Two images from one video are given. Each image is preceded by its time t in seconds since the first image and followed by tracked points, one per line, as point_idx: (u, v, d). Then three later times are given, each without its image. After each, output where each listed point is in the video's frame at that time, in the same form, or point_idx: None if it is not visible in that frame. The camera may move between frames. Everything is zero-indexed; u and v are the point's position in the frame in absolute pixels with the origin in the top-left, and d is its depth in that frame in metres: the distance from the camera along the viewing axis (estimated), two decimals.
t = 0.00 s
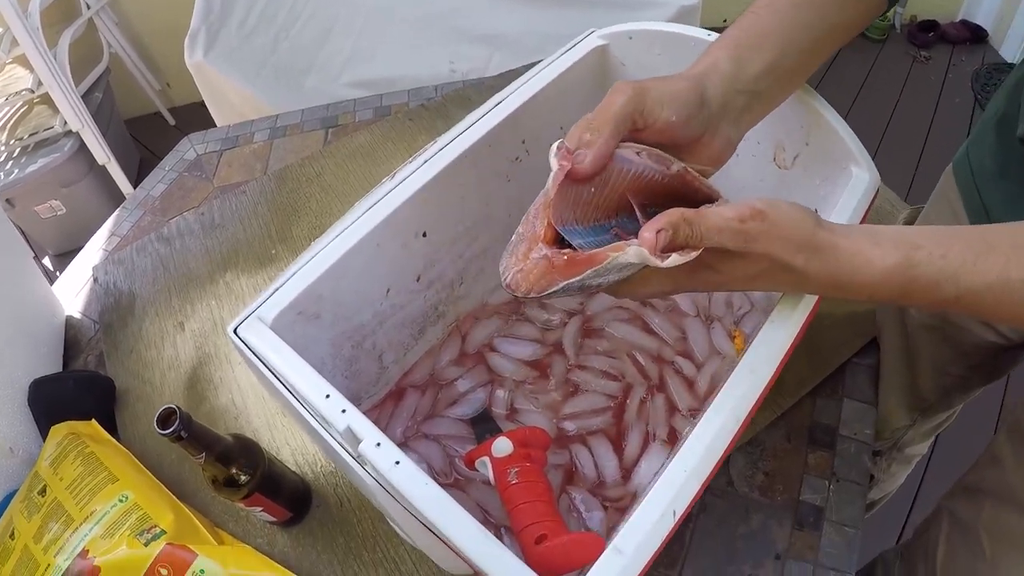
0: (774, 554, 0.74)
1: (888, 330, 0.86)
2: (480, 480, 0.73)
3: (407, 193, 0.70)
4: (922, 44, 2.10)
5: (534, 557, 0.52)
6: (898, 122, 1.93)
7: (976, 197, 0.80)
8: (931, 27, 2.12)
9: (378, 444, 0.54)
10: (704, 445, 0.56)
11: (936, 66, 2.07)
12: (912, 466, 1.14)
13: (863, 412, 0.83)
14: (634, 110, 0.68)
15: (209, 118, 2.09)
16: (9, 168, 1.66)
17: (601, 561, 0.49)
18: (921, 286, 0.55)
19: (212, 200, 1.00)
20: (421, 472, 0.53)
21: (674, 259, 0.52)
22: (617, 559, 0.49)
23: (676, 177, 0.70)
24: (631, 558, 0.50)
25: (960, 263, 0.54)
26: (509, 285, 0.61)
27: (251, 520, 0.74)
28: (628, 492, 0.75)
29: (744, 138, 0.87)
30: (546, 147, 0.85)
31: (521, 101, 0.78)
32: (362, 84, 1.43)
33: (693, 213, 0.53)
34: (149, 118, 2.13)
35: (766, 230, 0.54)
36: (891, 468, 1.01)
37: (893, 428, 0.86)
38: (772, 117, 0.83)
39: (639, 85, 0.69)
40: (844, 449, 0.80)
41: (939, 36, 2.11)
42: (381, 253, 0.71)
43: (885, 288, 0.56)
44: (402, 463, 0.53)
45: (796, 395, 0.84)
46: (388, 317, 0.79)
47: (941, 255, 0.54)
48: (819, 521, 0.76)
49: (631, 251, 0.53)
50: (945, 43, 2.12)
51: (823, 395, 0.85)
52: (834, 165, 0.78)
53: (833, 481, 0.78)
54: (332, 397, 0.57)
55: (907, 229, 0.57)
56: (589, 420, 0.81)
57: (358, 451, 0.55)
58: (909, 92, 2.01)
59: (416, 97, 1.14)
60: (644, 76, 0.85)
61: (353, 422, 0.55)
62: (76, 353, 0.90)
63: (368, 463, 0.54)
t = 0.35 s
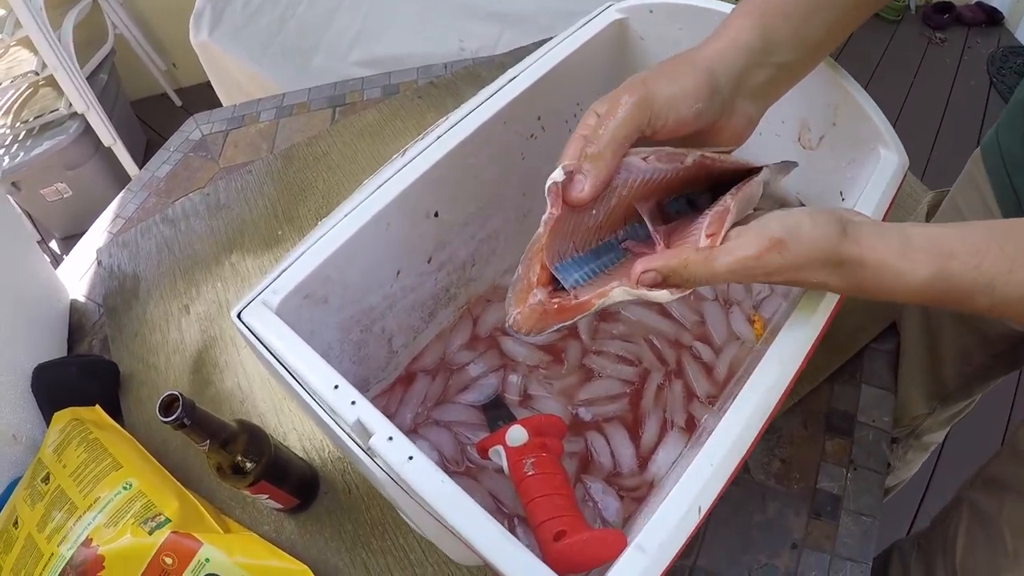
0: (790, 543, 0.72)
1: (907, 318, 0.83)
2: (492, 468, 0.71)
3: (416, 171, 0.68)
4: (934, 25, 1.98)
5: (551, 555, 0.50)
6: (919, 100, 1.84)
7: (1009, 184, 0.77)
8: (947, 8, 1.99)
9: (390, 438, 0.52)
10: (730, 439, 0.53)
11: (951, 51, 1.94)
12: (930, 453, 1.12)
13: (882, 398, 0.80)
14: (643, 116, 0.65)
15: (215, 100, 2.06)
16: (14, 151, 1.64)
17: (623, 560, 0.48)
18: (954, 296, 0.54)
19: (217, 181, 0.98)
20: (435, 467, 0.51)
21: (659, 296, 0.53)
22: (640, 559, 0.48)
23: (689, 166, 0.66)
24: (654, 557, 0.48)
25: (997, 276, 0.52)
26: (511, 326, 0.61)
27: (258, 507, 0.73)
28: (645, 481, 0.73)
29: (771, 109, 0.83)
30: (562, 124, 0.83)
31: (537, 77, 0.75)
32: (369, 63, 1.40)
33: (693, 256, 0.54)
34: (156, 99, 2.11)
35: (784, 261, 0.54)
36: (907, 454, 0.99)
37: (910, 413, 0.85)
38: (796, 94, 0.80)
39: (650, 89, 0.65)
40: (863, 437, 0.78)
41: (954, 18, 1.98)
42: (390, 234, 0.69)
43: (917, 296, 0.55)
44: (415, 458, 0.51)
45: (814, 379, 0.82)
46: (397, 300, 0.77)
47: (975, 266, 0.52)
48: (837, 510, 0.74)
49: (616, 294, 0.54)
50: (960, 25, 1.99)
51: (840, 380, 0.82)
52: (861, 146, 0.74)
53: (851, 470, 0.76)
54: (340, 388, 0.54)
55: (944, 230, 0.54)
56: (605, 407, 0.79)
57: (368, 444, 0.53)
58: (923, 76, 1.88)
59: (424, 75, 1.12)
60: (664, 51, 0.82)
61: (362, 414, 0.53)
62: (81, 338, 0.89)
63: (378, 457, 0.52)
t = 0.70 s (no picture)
0: (792, 535, 0.72)
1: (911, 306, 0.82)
2: (490, 459, 0.71)
3: (411, 158, 0.67)
4: (937, 11, 1.88)
5: (548, 548, 0.49)
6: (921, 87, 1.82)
7: (1017, 167, 0.76)
8: None
9: (382, 430, 0.51)
10: (732, 429, 0.52)
11: (953, 36, 1.85)
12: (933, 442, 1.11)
13: (885, 387, 0.79)
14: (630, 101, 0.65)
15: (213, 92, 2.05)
16: (11, 145, 1.63)
17: (621, 554, 0.47)
18: (964, 292, 0.54)
19: (213, 171, 0.97)
20: (429, 461, 0.50)
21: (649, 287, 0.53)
22: (640, 553, 0.47)
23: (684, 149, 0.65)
24: (653, 551, 0.47)
25: (1006, 274, 0.52)
26: (508, 320, 0.62)
27: (255, 500, 0.72)
28: (645, 471, 0.72)
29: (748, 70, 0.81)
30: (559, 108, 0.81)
31: (534, 61, 0.74)
32: (366, 51, 1.38)
33: (685, 246, 0.52)
34: (154, 92, 2.10)
35: (782, 255, 0.52)
36: (906, 443, 0.98)
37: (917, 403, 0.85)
38: (798, 76, 0.78)
39: (634, 74, 0.66)
40: (865, 426, 0.77)
41: (956, 4, 1.89)
42: (384, 222, 0.68)
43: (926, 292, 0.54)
44: (407, 451, 0.50)
45: (817, 367, 0.82)
46: (393, 290, 0.76)
47: (986, 262, 0.52)
48: (839, 500, 0.73)
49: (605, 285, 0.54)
50: (961, 10, 1.90)
51: (843, 369, 0.81)
52: (865, 129, 0.73)
53: (854, 459, 0.75)
54: (331, 378, 0.54)
55: (949, 226, 0.54)
56: (605, 397, 0.78)
57: (360, 436, 0.52)
58: (923, 67, 1.80)
59: (422, 62, 1.10)
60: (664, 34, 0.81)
61: (354, 406, 0.52)
62: (77, 331, 0.88)
63: (370, 450, 0.51)
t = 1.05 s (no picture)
0: (799, 532, 0.71)
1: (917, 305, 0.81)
2: (495, 456, 0.70)
3: (413, 152, 0.66)
4: (943, 7, 1.86)
5: (550, 544, 0.48)
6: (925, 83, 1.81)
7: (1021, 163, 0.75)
8: None
9: (380, 423, 0.51)
10: (737, 422, 0.52)
11: (958, 32, 1.84)
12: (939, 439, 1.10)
13: (892, 384, 0.78)
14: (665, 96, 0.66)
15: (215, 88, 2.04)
16: (13, 141, 1.62)
17: (623, 549, 0.47)
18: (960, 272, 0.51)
19: (215, 167, 0.96)
20: (427, 455, 0.49)
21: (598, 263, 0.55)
22: (643, 548, 0.47)
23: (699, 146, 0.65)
24: (656, 546, 0.47)
25: (1003, 247, 0.49)
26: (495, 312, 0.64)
27: (259, 497, 0.72)
28: (650, 467, 0.71)
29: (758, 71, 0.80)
30: (563, 103, 0.81)
31: (538, 54, 0.73)
32: (369, 47, 1.38)
33: (659, 214, 0.53)
34: (156, 88, 2.09)
35: (770, 227, 0.51)
36: (912, 441, 0.98)
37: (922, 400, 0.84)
38: (802, 70, 0.77)
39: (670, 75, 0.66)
40: (872, 423, 0.76)
41: None
42: (386, 217, 0.67)
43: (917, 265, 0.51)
44: (405, 444, 0.50)
45: (823, 363, 0.80)
46: (397, 286, 0.75)
47: (980, 237, 0.49)
48: (846, 498, 0.72)
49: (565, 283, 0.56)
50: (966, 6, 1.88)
51: (849, 366, 0.80)
52: (871, 121, 0.72)
53: (861, 457, 0.74)
54: (329, 372, 0.53)
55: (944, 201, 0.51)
56: (610, 393, 0.78)
57: (358, 429, 0.51)
58: (929, 62, 1.79)
59: (426, 57, 1.09)
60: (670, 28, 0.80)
61: (353, 399, 0.52)
62: (80, 327, 0.87)
63: (369, 444, 0.51)
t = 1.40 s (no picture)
0: (804, 534, 0.71)
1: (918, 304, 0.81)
2: (499, 458, 0.70)
3: (417, 154, 0.66)
4: (945, 7, 1.86)
5: (555, 546, 0.48)
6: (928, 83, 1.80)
7: (1017, 166, 0.76)
8: None
9: (385, 425, 0.50)
10: (743, 424, 0.51)
11: (960, 32, 1.83)
12: (943, 440, 1.10)
13: (896, 386, 0.78)
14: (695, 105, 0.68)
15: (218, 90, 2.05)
16: (16, 143, 1.62)
17: (629, 552, 0.46)
18: (956, 264, 0.50)
19: (220, 169, 0.96)
20: (432, 457, 0.49)
21: (642, 298, 0.54)
22: (649, 550, 0.46)
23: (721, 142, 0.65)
24: (662, 548, 0.46)
25: (998, 241, 0.48)
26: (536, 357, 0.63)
27: (263, 499, 0.72)
28: (656, 469, 0.71)
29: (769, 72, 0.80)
30: (567, 104, 0.81)
31: (541, 55, 0.73)
32: (372, 48, 1.38)
33: (650, 243, 0.57)
34: (159, 89, 2.09)
35: (748, 235, 0.52)
36: (918, 444, 0.98)
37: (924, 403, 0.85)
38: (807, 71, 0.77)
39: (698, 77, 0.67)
40: (877, 425, 0.76)
41: None
42: (390, 220, 0.67)
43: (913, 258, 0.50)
44: (410, 446, 0.49)
45: (828, 364, 0.80)
46: (401, 287, 0.75)
47: (974, 229, 0.48)
48: (851, 500, 0.72)
49: (611, 325, 0.55)
50: (969, 6, 1.88)
51: (854, 367, 0.80)
52: (876, 122, 0.72)
53: (866, 458, 0.74)
54: (334, 374, 0.53)
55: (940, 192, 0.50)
56: (615, 395, 0.78)
57: (363, 431, 0.51)
58: (932, 62, 1.79)
59: (429, 59, 1.09)
60: (675, 30, 0.80)
61: (357, 401, 0.52)
62: (84, 329, 0.87)
63: (374, 446, 0.51)
